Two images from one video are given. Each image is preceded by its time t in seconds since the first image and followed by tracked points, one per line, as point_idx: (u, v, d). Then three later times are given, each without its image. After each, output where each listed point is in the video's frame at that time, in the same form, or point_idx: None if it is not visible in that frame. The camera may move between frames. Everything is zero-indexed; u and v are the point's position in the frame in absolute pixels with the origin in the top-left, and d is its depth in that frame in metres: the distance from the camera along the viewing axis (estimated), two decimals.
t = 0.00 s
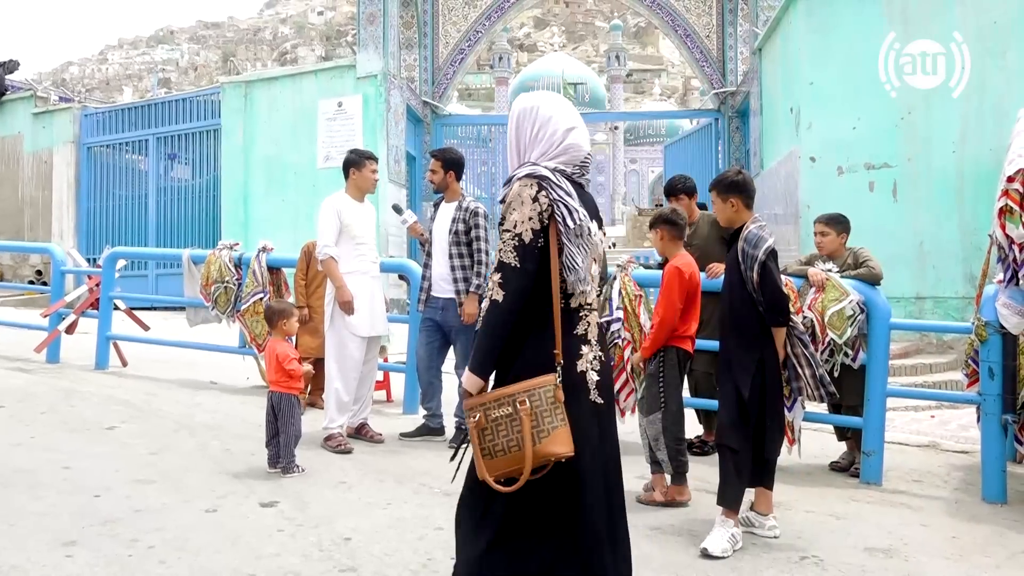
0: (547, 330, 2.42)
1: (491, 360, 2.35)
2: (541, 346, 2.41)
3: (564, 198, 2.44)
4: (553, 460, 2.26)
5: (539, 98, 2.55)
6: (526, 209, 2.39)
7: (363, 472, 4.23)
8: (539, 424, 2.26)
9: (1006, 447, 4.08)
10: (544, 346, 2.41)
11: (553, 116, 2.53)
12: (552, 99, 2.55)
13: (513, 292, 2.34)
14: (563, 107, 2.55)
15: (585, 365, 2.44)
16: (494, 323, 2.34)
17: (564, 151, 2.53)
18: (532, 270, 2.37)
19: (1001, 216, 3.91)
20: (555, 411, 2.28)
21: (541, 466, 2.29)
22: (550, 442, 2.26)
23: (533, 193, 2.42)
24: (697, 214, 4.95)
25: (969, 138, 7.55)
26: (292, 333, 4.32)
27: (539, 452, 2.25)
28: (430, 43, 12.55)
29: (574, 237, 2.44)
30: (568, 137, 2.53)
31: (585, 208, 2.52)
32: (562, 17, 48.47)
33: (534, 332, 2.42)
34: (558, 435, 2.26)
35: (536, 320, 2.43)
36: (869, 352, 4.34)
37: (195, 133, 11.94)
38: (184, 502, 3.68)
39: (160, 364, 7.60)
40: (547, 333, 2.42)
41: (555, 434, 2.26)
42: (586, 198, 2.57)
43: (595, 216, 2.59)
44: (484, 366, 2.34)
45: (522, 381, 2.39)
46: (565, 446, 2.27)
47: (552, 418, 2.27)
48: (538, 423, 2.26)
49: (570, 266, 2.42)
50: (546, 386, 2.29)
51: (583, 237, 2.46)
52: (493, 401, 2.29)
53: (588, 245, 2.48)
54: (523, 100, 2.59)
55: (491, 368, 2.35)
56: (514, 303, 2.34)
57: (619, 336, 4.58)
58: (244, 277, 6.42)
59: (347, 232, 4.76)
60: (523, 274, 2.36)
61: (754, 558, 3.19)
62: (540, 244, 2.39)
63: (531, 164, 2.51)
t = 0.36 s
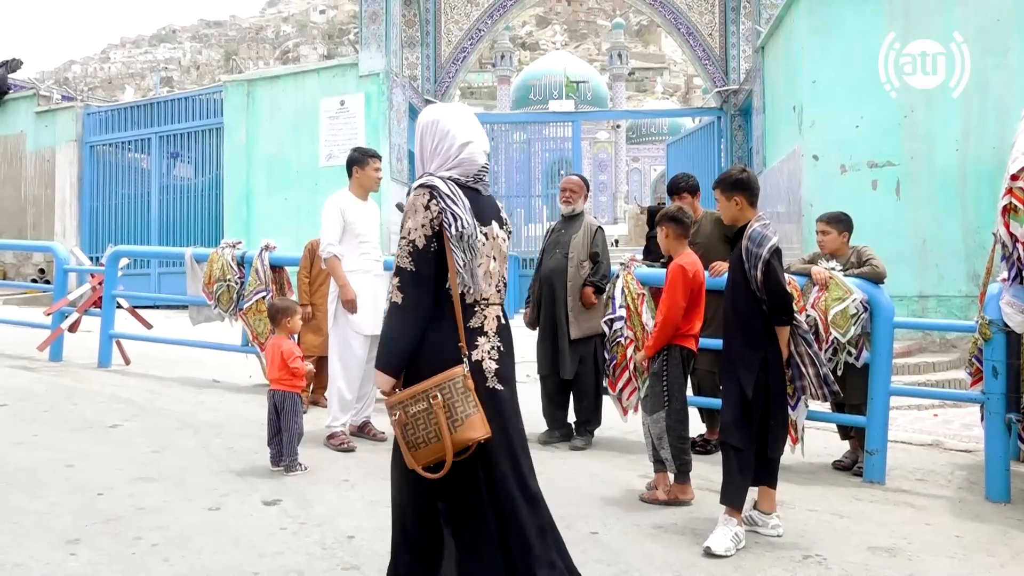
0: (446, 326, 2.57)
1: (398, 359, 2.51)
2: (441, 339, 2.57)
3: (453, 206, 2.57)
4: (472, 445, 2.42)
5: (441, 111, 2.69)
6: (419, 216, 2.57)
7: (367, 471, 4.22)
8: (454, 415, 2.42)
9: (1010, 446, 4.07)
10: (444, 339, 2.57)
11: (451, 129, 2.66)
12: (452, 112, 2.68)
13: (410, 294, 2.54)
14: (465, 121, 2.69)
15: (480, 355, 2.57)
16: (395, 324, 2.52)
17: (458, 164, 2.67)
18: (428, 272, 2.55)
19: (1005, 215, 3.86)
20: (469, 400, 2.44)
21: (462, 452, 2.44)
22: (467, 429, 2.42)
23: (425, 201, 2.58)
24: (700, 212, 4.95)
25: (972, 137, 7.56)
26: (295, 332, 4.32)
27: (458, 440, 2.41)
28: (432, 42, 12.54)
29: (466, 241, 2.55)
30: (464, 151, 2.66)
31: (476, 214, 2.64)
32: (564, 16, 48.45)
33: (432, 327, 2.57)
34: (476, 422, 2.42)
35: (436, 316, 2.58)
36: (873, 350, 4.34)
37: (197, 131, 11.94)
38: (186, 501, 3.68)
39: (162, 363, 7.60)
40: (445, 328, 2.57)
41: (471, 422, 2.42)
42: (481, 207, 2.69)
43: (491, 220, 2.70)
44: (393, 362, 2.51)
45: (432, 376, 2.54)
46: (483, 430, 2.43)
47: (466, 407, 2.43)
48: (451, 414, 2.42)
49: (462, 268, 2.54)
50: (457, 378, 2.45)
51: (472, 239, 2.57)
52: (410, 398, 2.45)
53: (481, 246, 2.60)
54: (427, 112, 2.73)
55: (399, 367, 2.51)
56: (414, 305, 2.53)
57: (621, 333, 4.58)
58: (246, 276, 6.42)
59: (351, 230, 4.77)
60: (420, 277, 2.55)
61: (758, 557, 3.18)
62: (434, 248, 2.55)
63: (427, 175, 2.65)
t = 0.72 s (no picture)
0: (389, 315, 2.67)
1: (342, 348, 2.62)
2: (383, 328, 2.67)
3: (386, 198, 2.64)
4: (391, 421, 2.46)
5: (378, 111, 2.80)
6: (353, 209, 2.62)
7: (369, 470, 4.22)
8: (375, 392, 2.49)
9: (1015, 446, 4.06)
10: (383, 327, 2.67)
11: (387, 126, 2.76)
12: (389, 111, 2.79)
13: (348, 284, 2.60)
14: (401, 119, 2.79)
15: (425, 343, 2.69)
16: (338, 314, 2.59)
17: (394, 157, 2.76)
18: (366, 262, 2.61)
19: (1009, 213, 3.87)
20: (388, 376, 2.50)
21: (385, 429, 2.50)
22: (384, 405, 2.46)
23: (359, 194, 2.63)
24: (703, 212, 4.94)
25: (976, 136, 7.52)
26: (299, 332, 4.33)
27: (374, 415, 2.47)
28: (434, 41, 12.54)
29: (400, 231, 2.64)
30: (400, 146, 2.76)
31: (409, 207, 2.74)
32: (567, 14, 48.44)
33: (376, 317, 2.67)
34: (394, 397, 2.47)
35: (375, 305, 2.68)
36: (876, 349, 4.34)
37: (200, 130, 11.95)
38: (189, 500, 3.67)
39: (165, 362, 7.61)
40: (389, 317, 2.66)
41: (389, 398, 2.47)
42: (417, 200, 2.80)
43: (426, 214, 2.81)
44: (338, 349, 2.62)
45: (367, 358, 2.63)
46: (405, 406, 2.47)
47: (384, 384, 2.49)
48: (370, 392, 2.49)
49: (399, 259, 2.62)
50: (380, 355, 2.52)
51: (404, 230, 2.65)
52: (341, 378, 2.56)
53: (413, 236, 2.69)
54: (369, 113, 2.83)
55: (344, 352, 2.63)
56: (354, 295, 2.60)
57: (623, 333, 4.57)
58: (249, 276, 6.42)
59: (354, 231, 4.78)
60: (358, 266, 2.61)
61: (761, 556, 3.18)
62: (369, 239, 2.61)
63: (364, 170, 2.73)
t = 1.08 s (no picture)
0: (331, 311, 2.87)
1: (286, 341, 2.80)
2: (326, 322, 2.86)
3: (327, 203, 2.86)
4: (323, 409, 2.66)
5: (324, 124, 3.02)
6: (297, 212, 2.84)
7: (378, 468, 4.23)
8: (310, 382, 2.70)
9: None
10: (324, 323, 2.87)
11: (334, 139, 2.99)
12: (335, 124, 3.01)
13: (289, 279, 2.80)
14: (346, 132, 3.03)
15: (367, 338, 2.90)
16: (281, 310, 2.79)
17: (339, 168, 2.99)
18: (305, 261, 2.82)
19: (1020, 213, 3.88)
20: (323, 368, 2.71)
21: (319, 417, 2.70)
22: (317, 394, 2.67)
23: (302, 198, 2.86)
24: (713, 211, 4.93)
25: (986, 135, 7.54)
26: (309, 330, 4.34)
27: (308, 403, 2.67)
28: (442, 40, 12.56)
29: (338, 234, 2.85)
30: (345, 158, 3.00)
31: (349, 213, 2.94)
32: (575, 13, 48.46)
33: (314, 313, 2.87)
34: (327, 387, 2.67)
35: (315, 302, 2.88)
36: (885, 350, 4.33)
37: (209, 129, 11.99)
38: (198, 498, 3.69)
39: (174, 360, 7.63)
40: (331, 313, 2.86)
41: (322, 387, 2.68)
42: (358, 207, 3.00)
43: (367, 220, 3.02)
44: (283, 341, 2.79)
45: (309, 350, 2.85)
46: (338, 395, 2.68)
47: (320, 375, 2.70)
48: (306, 381, 2.70)
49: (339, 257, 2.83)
50: (316, 348, 2.74)
51: (342, 234, 2.86)
52: (283, 367, 2.77)
53: (352, 240, 2.91)
54: (316, 125, 3.06)
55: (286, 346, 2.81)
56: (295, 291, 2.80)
57: (632, 332, 4.56)
58: (258, 274, 6.44)
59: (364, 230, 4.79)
60: (298, 265, 2.81)
61: (769, 557, 3.17)
62: (310, 240, 2.82)
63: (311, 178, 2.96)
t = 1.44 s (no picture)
0: (285, 297, 2.99)
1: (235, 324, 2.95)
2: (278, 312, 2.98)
3: (292, 198, 2.97)
4: (262, 395, 2.81)
5: (287, 118, 3.12)
6: (261, 206, 2.94)
7: (382, 466, 4.23)
8: (251, 367, 2.82)
9: None
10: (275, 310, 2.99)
11: (296, 131, 3.08)
12: (297, 118, 3.11)
13: (247, 269, 2.92)
14: (308, 125, 3.12)
15: (316, 324, 2.98)
16: (233, 294, 2.93)
17: (302, 160, 3.08)
18: (267, 252, 2.94)
19: None
20: (265, 355, 2.82)
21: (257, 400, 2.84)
22: (257, 381, 2.80)
23: (267, 193, 2.95)
24: (719, 210, 4.92)
25: (994, 135, 7.50)
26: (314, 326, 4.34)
27: (249, 389, 2.81)
28: (449, 39, 12.54)
29: (304, 226, 2.97)
30: (307, 149, 3.08)
31: (314, 205, 3.06)
32: (581, 13, 48.43)
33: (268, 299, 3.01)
34: (267, 375, 2.81)
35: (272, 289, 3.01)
36: (892, 350, 4.32)
37: (215, 127, 12.00)
38: (204, 495, 3.69)
39: (180, 357, 7.65)
40: (283, 300, 2.99)
41: (263, 374, 2.81)
42: (321, 200, 3.11)
43: (330, 211, 3.14)
44: (232, 323, 2.95)
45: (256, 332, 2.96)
46: (276, 383, 2.82)
47: (261, 363, 2.82)
48: (248, 366, 2.82)
49: (300, 250, 2.95)
50: (262, 336, 2.84)
51: (307, 226, 2.98)
52: (228, 350, 2.88)
53: (316, 232, 3.02)
54: (281, 120, 3.16)
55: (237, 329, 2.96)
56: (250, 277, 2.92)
57: (637, 332, 4.54)
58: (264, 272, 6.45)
59: (368, 228, 4.79)
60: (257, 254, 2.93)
61: (774, 557, 3.17)
62: (272, 233, 2.93)
63: (275, 171, 3.05)
